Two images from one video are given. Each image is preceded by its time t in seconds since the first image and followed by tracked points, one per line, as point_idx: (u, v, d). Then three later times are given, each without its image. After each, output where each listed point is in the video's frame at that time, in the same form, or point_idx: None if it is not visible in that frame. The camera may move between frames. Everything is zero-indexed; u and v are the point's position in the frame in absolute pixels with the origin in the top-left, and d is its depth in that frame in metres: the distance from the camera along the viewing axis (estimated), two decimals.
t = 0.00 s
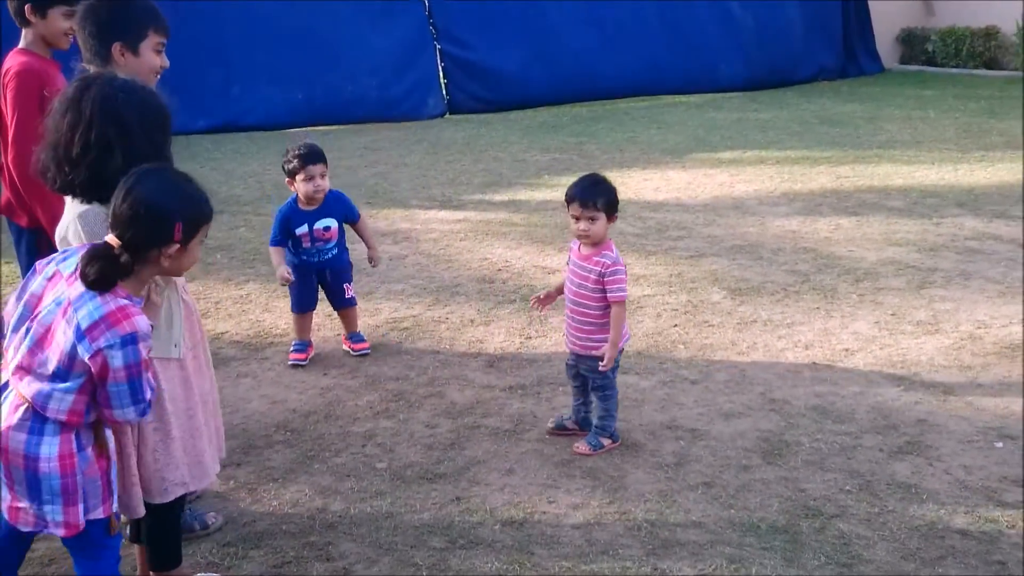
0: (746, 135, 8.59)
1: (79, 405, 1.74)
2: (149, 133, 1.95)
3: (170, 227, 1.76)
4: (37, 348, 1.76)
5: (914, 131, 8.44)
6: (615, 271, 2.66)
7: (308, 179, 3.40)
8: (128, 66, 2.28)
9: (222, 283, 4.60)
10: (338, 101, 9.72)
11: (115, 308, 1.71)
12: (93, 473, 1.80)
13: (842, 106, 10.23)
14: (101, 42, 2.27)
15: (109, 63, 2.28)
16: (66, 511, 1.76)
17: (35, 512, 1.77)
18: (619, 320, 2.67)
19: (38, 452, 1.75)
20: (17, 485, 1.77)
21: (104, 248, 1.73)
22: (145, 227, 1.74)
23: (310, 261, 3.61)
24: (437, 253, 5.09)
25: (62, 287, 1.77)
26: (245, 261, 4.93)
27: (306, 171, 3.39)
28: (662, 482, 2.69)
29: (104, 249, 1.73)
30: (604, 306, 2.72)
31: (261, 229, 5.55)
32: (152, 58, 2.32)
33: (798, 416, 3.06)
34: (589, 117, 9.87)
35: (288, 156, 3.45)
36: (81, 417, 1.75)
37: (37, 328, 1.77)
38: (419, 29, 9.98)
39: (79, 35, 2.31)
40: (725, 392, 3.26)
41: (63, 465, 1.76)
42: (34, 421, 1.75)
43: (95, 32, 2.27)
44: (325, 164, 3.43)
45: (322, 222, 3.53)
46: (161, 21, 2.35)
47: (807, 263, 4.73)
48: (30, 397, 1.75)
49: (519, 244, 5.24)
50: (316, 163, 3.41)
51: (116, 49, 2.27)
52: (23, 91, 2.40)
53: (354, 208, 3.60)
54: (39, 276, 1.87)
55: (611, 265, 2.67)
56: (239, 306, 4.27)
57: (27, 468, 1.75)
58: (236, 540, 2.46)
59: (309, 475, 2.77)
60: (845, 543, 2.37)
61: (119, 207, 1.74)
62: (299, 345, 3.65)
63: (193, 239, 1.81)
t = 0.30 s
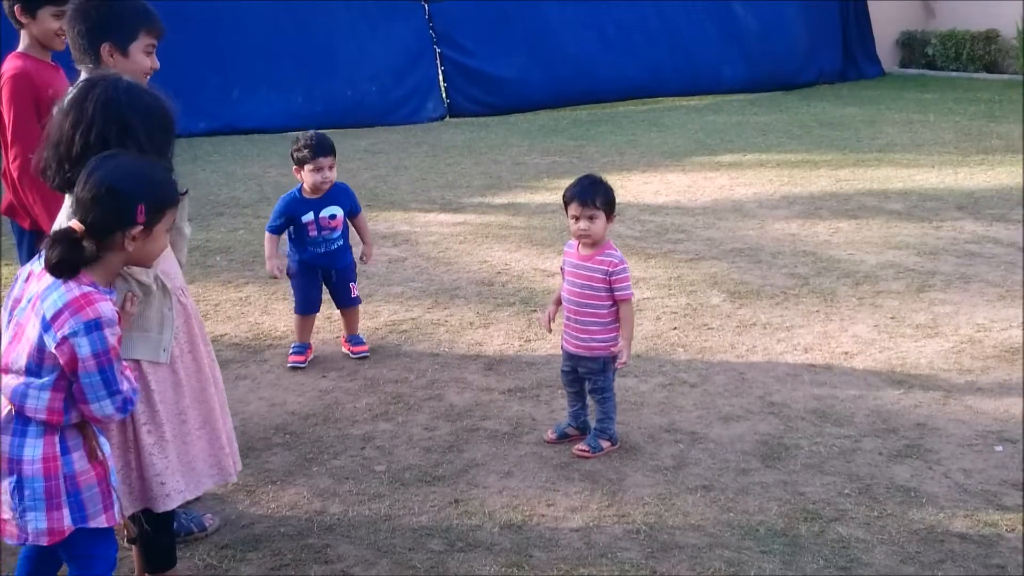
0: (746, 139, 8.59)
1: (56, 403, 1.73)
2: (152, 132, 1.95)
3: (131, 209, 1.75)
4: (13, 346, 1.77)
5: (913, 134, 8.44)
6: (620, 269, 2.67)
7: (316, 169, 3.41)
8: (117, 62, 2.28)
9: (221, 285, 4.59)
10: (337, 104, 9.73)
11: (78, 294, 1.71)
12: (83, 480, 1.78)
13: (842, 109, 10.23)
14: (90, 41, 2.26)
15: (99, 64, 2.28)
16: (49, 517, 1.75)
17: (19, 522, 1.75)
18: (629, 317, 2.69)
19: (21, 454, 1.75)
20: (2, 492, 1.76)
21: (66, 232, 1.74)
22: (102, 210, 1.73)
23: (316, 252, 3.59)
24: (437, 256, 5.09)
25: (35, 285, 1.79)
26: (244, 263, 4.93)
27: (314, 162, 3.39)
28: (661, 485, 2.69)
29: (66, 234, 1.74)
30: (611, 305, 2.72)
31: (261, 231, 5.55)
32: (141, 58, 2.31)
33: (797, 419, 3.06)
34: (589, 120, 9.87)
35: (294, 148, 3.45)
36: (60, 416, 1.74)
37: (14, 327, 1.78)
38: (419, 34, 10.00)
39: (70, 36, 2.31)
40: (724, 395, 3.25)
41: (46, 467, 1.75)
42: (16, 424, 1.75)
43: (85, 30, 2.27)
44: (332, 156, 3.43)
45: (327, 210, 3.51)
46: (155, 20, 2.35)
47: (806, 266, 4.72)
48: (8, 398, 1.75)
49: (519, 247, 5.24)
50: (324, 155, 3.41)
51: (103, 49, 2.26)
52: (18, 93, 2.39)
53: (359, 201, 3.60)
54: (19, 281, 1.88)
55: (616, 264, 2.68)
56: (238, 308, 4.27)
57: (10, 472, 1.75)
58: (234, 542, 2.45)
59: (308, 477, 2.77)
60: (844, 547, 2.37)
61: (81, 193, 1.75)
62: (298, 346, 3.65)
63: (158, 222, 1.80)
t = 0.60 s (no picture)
0: (748, 142, 8.59)
1: (61, 419, 1.71)
2: (156, 135, 1.95)
3: (143, 224, 1.72)
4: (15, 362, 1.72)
5: (916, 138, 8.43)
6: (620, 271, 2.67)
7: (315, 165, 3.40)
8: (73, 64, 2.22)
9: (222, 287, 4.59)
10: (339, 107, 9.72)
11: (94, 314, 1.68)
12: (97, 480, 1.77)
13: (845, 112, 10.21)
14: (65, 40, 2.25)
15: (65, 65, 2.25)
16: (67, 522, 1.74)
17: (34, 533, 1.73)
18: (631, 318, 2.69)
19: (31, 470, 1.71)
20: (10, 511, 1.72)
21: (79, 254, 1.70)
22: (112, 228, 1.70)
23: (320, 248, 3.59)
24: (438, 258, 5.08)
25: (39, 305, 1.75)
26: (245, 266, 4.92)
27: (313, 158, 3.39)
28: (662, 488, 2.68)
29: (76, 255, 1.70)
30: (612, 307, 2.72)
31: (262, 233, 5.55)
32: (84, 55, 2.19)
33: (798, 423, 3.05)
34: (591, 124, 9.87)
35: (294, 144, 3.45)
36: (64, 432, 1.72)
37: (17, 343, 1.73)
38: (420, 39, 10.01)
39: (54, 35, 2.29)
40: (725, 399, 3.24)
41: (58, 480, 1.73)
42: (21, 442, 1.71)
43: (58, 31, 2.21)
44: (330, 151, 3.43)
45: (330, 207, 3.51)
46: (127, 11, 2.23)
47: (808, 269, 4.71)
48: (11, 416, 1.70)
49: (521, 250, 5.24)
50: (323, 150, 3.41)
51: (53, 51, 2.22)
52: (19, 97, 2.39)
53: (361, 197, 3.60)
54: (13, 294, 1.83)
55: (616, 266, 2.68)
56: (238, 310, 4.27)
57: (21, 489, 1.71)
58: (233, 545, 2.45)
59: (308, 479, 2.76)
60: (845, 552, 2.36)
61: (87, 211, 1.71)
62: (299, 348, 3.64)
63: (167, 231, 1.79)
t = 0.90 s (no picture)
0: (754, 146, 8.57)
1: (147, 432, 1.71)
2: (148, 140, 1.93)
3: (238, 248, 1.72)
4: (108, 384, 1.69)
5: (923, 142, 8.40)
6: (624, 275, 2.66)
7: (319, 174, 3.40)
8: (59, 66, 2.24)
9: (227, 290, 4.59)
10: (344, 111, 9.70)
11: (195, 330, 1.71)
12: (154, 495, 1.78)
13: (852, 116, 10.19)
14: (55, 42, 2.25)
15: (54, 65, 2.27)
16: (129, 539, 1.74)
17: (94, 548, 1.73)
18: (632, 325, 2.67)
19: (103, 487, 1.71)
20: (75, 526, 1.72)
21: (198, 278, 1.68)
22: (216, 251, 1.68)
23: (320, 259, 3.58)
24: (443, 262, 5.08)
25: (120, 322, 1.71)
26: (250, 268, 4.93)
27: (318, 166, 3.40)
28: (665, 493, 2.67)
29: (191, 275, 1.68)
30: (614, 313, 2.70)
31: (267, 236, 5.55)
32: (66, 56, 2.20)
33: (802, 428, 3.03)
34: (597, 127, 9.86)
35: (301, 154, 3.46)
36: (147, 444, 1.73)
37: (106, 366, 1.69)
38: (425, 46, 10.06)
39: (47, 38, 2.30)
40: (729, 403, 3.23)
41: (127, 496, 1.74)
42: (98, 458, 1.71)
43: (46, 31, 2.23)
44: (336, 160, 3.43)
45: (332, 220, 3.51)
46: (112, 12, 2.23)
47: (814, 273, 4.70)
48: (96, 436, 1.69)
49: (525, 253, 5.23)
50: (328, 159, 3.41)
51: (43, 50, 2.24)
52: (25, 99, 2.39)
53: (366, 211, 3.58)
54: (76, 312, 1.75)
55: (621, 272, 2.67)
56: (243, 313, 4.27)
57: (91, 507, 1.71)
58: (234, 549, 2.44)
59: (310, 483, 2.76)
60: (849, 558, 2.34)
61: (188, 230, 1.67)
62: (302, 351, 3.64)
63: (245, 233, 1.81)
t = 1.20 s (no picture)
0: (766, 152, 8.54)
1: (167, 432, 1.74)
2: (135, 147, 1.92)
3: (264, 254, 1.78)
4: (134, 388, 1.72)
5: (935, 149, 8.36)
6: (633, 283, 2.65)
7: (328, 185, 3.41)
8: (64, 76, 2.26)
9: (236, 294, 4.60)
10: (352, 118, 9.74)
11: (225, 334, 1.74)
12: (168, 503, 1.79)
13: (864, 123, 10.15)
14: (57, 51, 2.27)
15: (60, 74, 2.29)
16: (139, 544, 1.75)
17: (103, 550, 1.74)
18: (641, 333, 2.67)
19: (116, 491, 1.73)
20: (86, 526, 1.73)
21: (230, 289, 1.71)
22: (247, 256, 1.74)
23: (329, 271, 3.59)
24: (452, 267, 5.08)
25: (148, 328, 1.74)
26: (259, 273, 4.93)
27: (325, 177, 3.40)
28: (672, 501, 2.65)
29: (223, 289, 1.71)
30: (623, 320, 2.70)
31: (276, 241, 5.56)
32: (66, 68, 2.22)
33: (812, 436, 3.01)
34: (608, 133, 9.85)
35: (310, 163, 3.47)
36: (164, 445, 1.75)
37: (132, 369, 1.72)
38: (435, 54, 10.07)
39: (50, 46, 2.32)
40: (738, 411, 3.21)
41: (140, 502, 1.74)
42: (113, 460, 1.72)
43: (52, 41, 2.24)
44: (345, 173, 3.43)
45: (340, 230, 3.52)
46: (110, 21, 2.23)
47: (824, 280, 4.67)
48: (115, 437, 1.71)
49: (535, 259, 5.22)
50: (337, 172, 3.42)
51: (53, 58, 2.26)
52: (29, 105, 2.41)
53: (374, 222, 3.60)
54: (105, 317, 1.79)
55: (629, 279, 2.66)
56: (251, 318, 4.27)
57: (103, 509, 1.73)
58: (240, 554, 2.44)
59: (316, 489, 2.75)
60: (857, 568, 2.32)
61: (220, 242, 1.72)
62: (310, 356, 3.64)
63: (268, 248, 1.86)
